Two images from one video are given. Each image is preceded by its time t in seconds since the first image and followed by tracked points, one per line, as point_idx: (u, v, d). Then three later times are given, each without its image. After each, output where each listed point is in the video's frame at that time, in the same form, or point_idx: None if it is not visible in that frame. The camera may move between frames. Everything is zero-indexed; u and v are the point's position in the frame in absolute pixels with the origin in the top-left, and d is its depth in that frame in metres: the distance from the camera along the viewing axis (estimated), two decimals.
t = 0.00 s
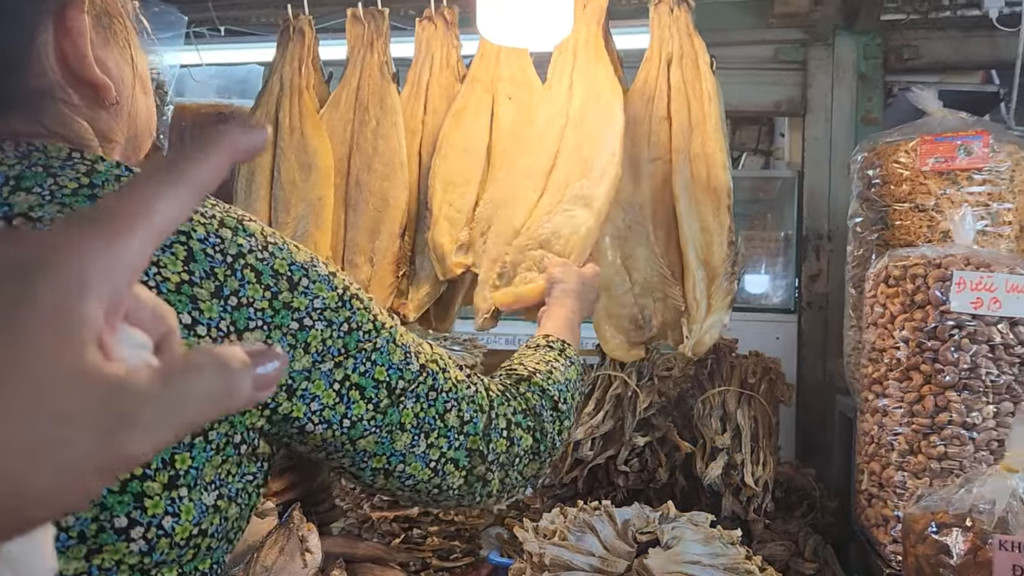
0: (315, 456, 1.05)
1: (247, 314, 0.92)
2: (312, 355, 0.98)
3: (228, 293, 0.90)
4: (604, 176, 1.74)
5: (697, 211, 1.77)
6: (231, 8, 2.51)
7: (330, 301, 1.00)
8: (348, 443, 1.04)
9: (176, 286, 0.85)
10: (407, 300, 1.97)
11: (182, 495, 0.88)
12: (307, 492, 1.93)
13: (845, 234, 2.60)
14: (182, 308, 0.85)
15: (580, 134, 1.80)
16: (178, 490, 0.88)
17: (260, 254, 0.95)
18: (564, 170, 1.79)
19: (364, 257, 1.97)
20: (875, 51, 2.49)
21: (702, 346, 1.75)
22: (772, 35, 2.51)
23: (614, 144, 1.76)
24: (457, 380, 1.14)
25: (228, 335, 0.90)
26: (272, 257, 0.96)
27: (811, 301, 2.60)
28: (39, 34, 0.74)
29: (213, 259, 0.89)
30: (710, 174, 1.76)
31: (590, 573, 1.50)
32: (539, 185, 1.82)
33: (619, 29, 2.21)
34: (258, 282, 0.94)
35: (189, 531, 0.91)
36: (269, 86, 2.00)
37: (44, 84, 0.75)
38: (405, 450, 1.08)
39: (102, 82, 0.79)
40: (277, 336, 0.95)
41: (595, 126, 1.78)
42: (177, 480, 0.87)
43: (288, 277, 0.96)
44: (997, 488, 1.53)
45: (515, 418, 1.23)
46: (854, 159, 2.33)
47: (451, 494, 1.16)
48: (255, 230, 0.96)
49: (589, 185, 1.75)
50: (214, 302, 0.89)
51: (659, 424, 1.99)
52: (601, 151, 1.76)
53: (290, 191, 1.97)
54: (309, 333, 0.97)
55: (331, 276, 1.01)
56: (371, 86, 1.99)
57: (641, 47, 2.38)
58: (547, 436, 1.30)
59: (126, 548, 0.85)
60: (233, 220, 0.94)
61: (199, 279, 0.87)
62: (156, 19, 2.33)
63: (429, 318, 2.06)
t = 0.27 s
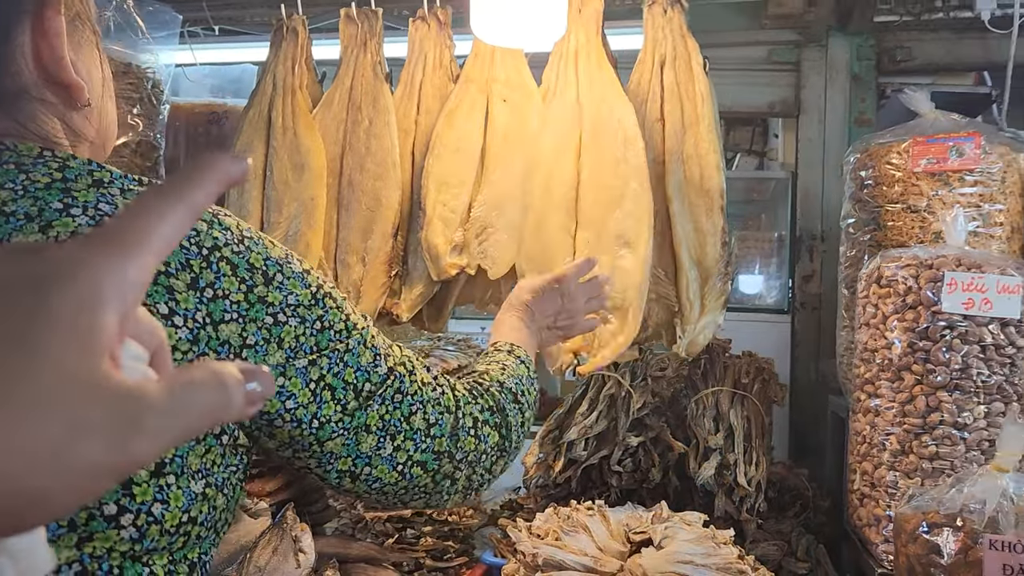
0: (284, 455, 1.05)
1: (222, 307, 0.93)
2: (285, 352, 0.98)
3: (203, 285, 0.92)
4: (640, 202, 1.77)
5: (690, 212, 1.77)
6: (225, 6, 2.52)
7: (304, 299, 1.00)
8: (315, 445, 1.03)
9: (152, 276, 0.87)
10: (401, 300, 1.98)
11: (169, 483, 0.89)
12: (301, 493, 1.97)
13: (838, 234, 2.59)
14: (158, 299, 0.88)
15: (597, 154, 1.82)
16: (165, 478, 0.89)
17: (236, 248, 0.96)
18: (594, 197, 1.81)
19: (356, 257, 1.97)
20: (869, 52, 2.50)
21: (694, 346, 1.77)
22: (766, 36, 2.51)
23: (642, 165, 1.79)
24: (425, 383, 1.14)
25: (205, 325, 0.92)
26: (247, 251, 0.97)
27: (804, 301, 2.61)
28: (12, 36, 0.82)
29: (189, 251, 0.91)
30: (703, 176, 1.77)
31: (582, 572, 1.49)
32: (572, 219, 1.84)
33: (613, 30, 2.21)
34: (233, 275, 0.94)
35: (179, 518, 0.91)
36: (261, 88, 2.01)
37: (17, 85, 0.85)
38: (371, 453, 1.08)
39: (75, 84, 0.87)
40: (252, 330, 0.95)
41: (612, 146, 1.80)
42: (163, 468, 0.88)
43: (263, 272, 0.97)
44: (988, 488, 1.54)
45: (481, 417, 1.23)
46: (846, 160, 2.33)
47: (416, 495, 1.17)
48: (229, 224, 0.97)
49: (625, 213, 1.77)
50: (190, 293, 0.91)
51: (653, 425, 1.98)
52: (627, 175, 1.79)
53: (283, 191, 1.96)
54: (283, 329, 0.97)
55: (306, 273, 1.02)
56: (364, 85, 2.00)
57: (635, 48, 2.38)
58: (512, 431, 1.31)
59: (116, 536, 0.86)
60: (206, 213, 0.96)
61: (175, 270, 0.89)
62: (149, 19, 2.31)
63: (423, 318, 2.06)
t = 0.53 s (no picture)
0: (280, 416, 1.14)
1: (220, 290, 0.97)
2: (272, 320, 1.06)
3: (202, 270, 0.95)
4: (651, 222, 1.77)
5: (687, 215, 1.77)
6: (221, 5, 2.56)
7: (279, 271, 1.07)
8: (305, 391, 1.13)
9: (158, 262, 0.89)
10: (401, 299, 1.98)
11: (184, 450, 0.91)
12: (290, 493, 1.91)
13: (835, 234, 2.58)
14: (165, 285, 0.90)
15: (604, 168, 1.80)
16: (180, 448, 0.90)
17: (221, 234, 0.99)
18: (602, 212, 1.80)
19: (356, 257, 1.98)
20: (865, 52, 2.48)
21: (691, 347, 1.77)
22: (762, 36, 2.56)
23: (650, 184, 1.79)
24: (364, 329, 1.27)
25: (209, 307, 0.95)
26: (230, 235, 1.01)
27: (800, 301, 2.61)
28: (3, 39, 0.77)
29: (185, 239, 0.93)
30: (699, 178, 1.77)
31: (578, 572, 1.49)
32: (579, 231, 1.82)
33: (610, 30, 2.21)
34: (224, 260, 0.99)
35: (192, 482, 0.93)
36: (258, 85, 2.00)
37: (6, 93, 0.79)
38: (349, 391, 1.21)
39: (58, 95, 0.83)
40: (247, 307, 1.02)
41: (621, 160, 1.80)
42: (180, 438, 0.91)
43: (245, 252, 1.03)
44: (983, 488, 1.54)
45: (410, 351, 1.38)
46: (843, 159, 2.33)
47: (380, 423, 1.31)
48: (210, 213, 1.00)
49: (634, 234, 1.78)
50: (192, 277, 0.93)
51: (649, 423, 2.00)
52: (635, 192, 1.79)
53: (281, 190, 1.96)
54: (268, 301, 1.05)
55: (273, 249, 1.09)
56: (361, 85, 1.99)
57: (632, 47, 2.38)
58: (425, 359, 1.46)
59: (139, 498, 0.87)
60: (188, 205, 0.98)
61: (176, 257, 0.91)
62: (146, 17, 2.31)
63: (422, 318, 2.06)
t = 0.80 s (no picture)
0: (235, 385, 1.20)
1: (209, 279, 1.04)
2: (245, 301, 1.13)
3: (193, 261, 1.01)
4: (651, 222, 1.76)
5: (687, 214, 1.76)
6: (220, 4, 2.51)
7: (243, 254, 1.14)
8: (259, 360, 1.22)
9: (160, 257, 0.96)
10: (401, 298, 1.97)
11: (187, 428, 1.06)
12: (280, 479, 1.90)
13: (833, 232, 2.58)
14: (166, 277, 0.96)
15: (603, 167, 1.80)
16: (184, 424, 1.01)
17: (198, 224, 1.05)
18: (602, 211, 1.80)
19: (355, 256, 1.98)
20: (864, 50, 2.49)
21: (693, 345, 1.76)
22: (761, 34, 2.52)
23: (650, 185, 1.78)
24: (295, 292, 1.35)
25: (202, 296, 1.02)
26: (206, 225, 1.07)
27: (799, 298, 2.61)
28: None
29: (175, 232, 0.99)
30: (699, 179, 1.76)
31: (578, 571, 1.49)
32: (578, 230, 1.82)
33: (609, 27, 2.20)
34: (208, 250, 1.05)
35: (193, 455, 1.09)
36: (257, 82, 1.98)
37: None
38: (287, 353, 1.31)
39: (42, 102, 0.94)
40: (228, 293, 1.08)
41: (620, 160, 1.79)
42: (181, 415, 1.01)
43: (220, 240, 1.08)
44: (983, 486, 1.54)
45: (326, 306, 1.47)
46: (842, 157, 2.33)
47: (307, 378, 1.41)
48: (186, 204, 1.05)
49: (634, 234, 1.77)
50: (187, 269, 1.00)
51: (648, 421, 2.00)
52: (634, 191, 1.78)
53: (280, 188, 1.96)
54: (242, 283, 1.12)
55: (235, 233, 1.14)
56: (360, 82, 1.98)
57: (631, 44, 2.37)
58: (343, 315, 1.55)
59: (155, 468, 1.01)
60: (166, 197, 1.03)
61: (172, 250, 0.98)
62: (142, 13, 2.28)
63: (422, 316, 2.05)
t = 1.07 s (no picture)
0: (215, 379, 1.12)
1: (191, 270, 0.95)
2: (228, 292, 1.05)
3: (175, 251, 0.93)
4: (644, 214, 1.75)
5: (684, 207, 1.76)
6: None
7: (227, 244, 1.06)
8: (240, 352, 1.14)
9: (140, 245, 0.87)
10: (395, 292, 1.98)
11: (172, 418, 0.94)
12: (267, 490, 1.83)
13: (833, 228, 2.58)
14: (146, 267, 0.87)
15: (596, 159, 1.78)
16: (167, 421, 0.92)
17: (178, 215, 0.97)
18: (593, 203, 1.77)
19: (341, 251, 1.96)
20: (864, 47, 2.48)
21: (688, 341, 1.76)
22: (761, 30, 2.52)
23: (643, 178, 1.76)
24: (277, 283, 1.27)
25: (185, 287, 0.94)
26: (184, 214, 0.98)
27: (797, 295, 2.61)
28: None
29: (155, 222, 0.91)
30: (697, 172, 1.76)
31: (577, 566, 1.49)
32: (569, 223, 1.80)
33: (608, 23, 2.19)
34: (190, 241, 0.96)
35: (179, 444, 0.96)
36: (254, 78, 1.98)
37: None
38: (270, 345, 1.23)
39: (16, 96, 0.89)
40: (211, 283, 1.00)
41: (613, 152, 1.77)
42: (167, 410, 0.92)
43: (201, 230, 1.00)
44: (982, 482, 1.54)
45: (309, 297, 1.38)
46: (842, 153, 2.33)
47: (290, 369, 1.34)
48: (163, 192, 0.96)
49: (626, 226, 1.75)
50: (168, 259, 0.91)
51: (647, 418, 1.98)
52: (627, 184, 1.76)
53: (272, 184, 1.95)
54: (224, 274, 1.03)
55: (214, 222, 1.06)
56: (355, 77, 1.97)
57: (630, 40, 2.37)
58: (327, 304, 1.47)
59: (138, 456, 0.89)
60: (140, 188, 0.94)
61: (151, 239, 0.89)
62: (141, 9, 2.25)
63: (417, 311, 2.05)
